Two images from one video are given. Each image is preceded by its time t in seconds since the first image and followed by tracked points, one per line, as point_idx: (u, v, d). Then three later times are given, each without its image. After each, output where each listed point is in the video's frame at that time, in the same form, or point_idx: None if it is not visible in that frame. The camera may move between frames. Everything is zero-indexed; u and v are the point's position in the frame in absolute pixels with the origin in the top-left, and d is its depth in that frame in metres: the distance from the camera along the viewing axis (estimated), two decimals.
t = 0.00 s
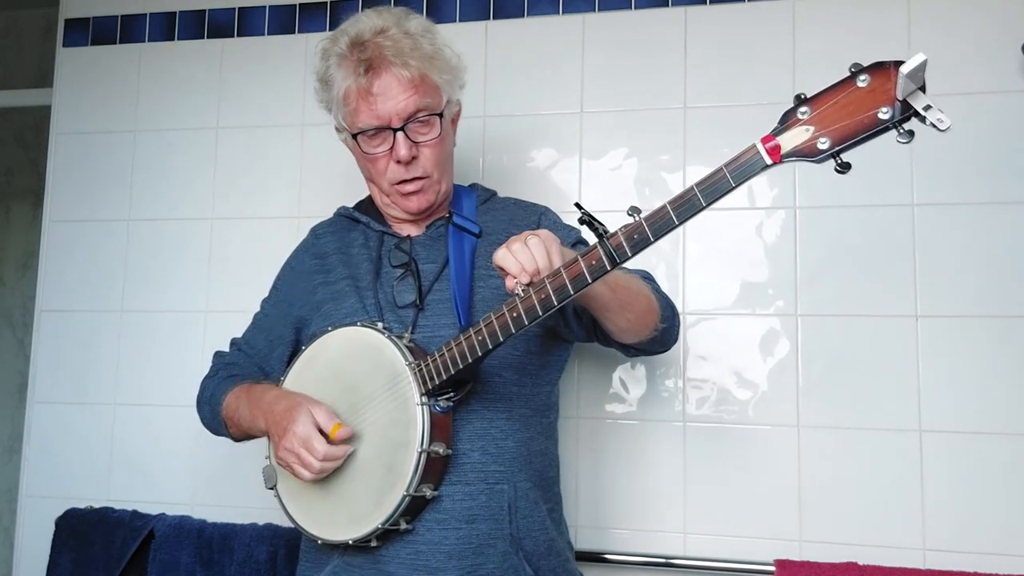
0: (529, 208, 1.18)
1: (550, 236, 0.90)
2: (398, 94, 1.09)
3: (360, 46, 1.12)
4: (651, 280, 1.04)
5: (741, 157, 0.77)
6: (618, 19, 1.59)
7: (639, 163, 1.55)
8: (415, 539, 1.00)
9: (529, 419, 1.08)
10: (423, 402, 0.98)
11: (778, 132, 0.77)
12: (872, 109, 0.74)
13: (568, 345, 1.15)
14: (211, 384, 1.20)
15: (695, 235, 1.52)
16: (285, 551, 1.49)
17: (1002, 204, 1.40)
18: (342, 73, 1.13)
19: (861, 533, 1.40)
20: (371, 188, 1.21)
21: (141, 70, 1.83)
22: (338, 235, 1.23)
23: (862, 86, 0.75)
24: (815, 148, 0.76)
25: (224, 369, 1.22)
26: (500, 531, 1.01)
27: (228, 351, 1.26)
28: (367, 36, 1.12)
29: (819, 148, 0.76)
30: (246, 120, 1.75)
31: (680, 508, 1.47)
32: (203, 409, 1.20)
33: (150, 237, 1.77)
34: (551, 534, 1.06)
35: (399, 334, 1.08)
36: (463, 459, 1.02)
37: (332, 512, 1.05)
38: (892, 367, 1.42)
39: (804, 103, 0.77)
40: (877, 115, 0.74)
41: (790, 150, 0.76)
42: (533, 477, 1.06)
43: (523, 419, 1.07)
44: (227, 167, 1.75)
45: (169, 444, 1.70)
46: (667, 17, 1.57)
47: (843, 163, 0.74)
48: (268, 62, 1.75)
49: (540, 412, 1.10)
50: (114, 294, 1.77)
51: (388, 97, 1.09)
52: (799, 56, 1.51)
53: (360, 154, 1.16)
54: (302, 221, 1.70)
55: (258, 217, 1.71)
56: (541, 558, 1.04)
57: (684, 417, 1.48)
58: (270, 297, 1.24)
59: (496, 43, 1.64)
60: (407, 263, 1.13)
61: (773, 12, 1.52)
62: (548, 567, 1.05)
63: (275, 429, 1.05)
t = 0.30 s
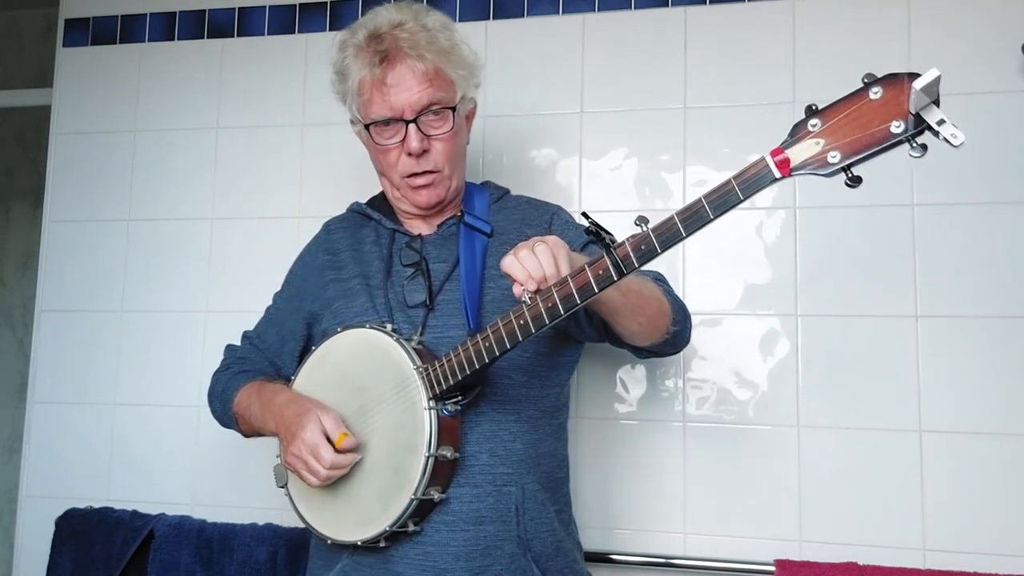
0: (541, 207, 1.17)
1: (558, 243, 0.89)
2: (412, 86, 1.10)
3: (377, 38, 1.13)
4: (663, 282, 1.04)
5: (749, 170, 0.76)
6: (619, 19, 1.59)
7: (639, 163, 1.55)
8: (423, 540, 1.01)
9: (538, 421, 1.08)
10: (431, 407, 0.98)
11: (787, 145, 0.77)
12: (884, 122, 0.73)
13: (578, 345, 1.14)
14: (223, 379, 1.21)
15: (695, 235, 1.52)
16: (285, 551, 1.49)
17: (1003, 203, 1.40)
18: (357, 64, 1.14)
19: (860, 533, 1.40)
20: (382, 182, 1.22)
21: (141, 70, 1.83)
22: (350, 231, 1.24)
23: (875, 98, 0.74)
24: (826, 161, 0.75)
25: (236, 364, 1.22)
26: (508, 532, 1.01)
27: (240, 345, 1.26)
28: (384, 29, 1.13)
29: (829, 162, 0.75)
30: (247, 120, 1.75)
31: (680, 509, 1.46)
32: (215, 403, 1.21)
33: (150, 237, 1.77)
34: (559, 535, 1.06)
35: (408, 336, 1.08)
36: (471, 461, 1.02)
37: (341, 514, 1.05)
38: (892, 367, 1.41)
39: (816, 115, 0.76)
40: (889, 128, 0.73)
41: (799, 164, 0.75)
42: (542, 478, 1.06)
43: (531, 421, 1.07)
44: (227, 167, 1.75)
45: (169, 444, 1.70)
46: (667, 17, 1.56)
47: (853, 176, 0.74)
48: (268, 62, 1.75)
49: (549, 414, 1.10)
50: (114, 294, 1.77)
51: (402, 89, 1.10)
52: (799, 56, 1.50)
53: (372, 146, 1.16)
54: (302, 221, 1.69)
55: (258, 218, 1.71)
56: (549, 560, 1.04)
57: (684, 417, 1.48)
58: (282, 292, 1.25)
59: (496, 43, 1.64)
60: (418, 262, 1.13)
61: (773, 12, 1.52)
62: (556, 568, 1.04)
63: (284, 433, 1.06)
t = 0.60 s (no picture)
0: (549, 208, 1.17)
1: (558, 239, 0.88)
2: (421, 80, 1.12)
3: (388, 33, 1.16)
4: (667, 282, 1.04)
5: (747, 166, 0.75)
6: (618, 19, 1.59)
7: (639, 162, 1.55)
8: (424, 539, 1.01)
9: (542, 420, 1.08)
10: (432, 404, 0.98)
11: (786, 139, 0.75)
12: (883, 117, 0.71)
13: (583, 346, 1.14)
14: (229, 376, 1.21)
15: (695, 235, 1.51)
16: (286, 551, 1.49)
17: (1003, 203, 1.40)
18: (369, 59, 1.17)
19: (860, 532, 1.40)
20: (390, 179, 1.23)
21: (141, 70, 1.82)
22: (358, 231, 1.24)
23: (874, 92, 0.71)
24: (823, 157, 0.73)
25: (243, 363, 1.22)
26: (510, 532, 1.01)
27: (247, 345, 1.26)
28: (396, 25, 1.16)
29: (828, 157, 0.73)
30: (246, 120, 1.75)
31: (681, 508, 1.46)
32: (220, 401, 1.20)
33: (150, 236, 1.77)
34: (563, 535, 1.06)
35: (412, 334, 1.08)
36: (473, 460, 1.02)
37: (343, 511, 1.05)
38: (892, 367, 1.41)
39: (813, 109, 0.74)
40: (888, 123, 0.71)
41: (796, 159, 0.73)
42: (545, 478, 1.06)
43: (535, 420, 1.07)
44: (227, 166, 1.75)
45: (169, 444, 1.70)
46: (666, 17, 1.56)
47: (852, 172, 0.72)
48: (269, 63, 1.75)
49: (553, 413, 1.10)
50: (114, 294, 1.77)
51: (411, 82, 1.12)
52: (799, 56, 1.50)
53: (380, 140, 1.18)
54: (302, 221, 1.69)
55: (258, 217, 1.71)
56: (552, 560, 1.03)
57: (684, 417, 1.48)
58: (289, 291, 1.26)
59: (496, 43, 1.64)
60: (424, 261, 1.13)
61: (773, 11, 1.52)
62: (559, 569, 1.04)
63: (286, 428, 1.06)
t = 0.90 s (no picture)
0: (548, 212, 1.17)
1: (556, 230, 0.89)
2: (422, 74, 1.14)
3: (391, 31, 1.18)
4: (665, 282, 1.05)
5: (738, 148, 0.75)
6: (618, 19, 1.59)
7: (639, 162, 1.55)
8: (421, 534, 1.01)
9: (541, 417, 1.08)
10: (429, 395, 0.98)
11: (777, 121, 0.75)
12: (872, 97, 0.72)
13: (582, 347, 1.15)
14: (228, 376, 1.21)
15: (695, 235, 1.51)
16: (285, 551, 1.48)
17: (1003, 203, 1.40)
18: (371, 56, 1.19)
19: (860, 532, 1.40)
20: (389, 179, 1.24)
21: (141, 70, 1.82)
22: (357, 235, 1.24)
23: (863, 73, 0.72)
24: (814, 137, 0.74)
25: (242, 363, 1.22)
26: (507, 528, 1.01)
27: (247, 346, 1.26)
28: (399, 24, 1.19)
29: (818, 137, 0.74)
30: (246, 120, 1.75)
31: (681, 508, 1.46)
32: (219, 401, 1.20)
33: (150, 236, 1.77)
34: (561, 533, 1.06)
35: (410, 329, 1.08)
36: (470, 455, 1.02)
37: (341, 504, 1.05)
38: (892, 368, 1.41)
39: (804, 92, 0.75)
40: (877, 102, 0.72)
41: (787, 139, 0.74)
42: (543, 475, 1.06)
43: (534, 417, 1.07)
44: (227, 167, 1.75)
45: (169, 443, 1.70)
46: (666, 17, 1.56)
47: (842, 151, 0.73)
48: (269, 63, 1.75)
49: (553, 410, 1.10)
50: (114, 294, 1.77)
51: (412, 77, 1.14)
52: (799, 56, 1.50)
53: (380, 136, 1.19)
54: (302, 221, 1.69)
55: (258, 217, 1.71)
56: (550, 558, 1.03)
57: (685, 417, 1.48)
58: (289, 294, 1.26)
59: (496, 43, 1.64)
60: (423, 260, 1.13)
61: (773, 11, 1.52)
62: (557, 568, 1.04)
63: (283, 418, 1.05)
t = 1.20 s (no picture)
0: (542, 212, 1.18)
1: (548, 227, 0.90)
2: (419, 71, 1.15)
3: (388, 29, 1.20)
4: (659, 282, 1.06)
5: (730, 142, 0.76)
6: (618, 19, 1.58)
7: (639, 162, 1.55)
8: (415, 531, 1.00)
9: (536, 416, 1.08)
10: (422, 392, 0.98)
11: (767, 115, 0.76)
12: (861, 91, 0.72)
13: (576, 346, 1.17)
14: (222, 375, 1.21)
15: (695, 235, 1.51)
16: (284, 551, 1.49)
17: (1003, 203, 1.40)
18: (368, 53, 1.20)
19: (860, 533, 1.40)
20: (385, 177, 1.24)
21: (141, 70, 1.82)
22: (351, 237, 1.24)
23: (852, 69, 0.73)
24: (804, 132, 0.75)
25: (235, 363, 1.22)
26: (501, 525, 1.01)
27: (241, 347, 1.26)
28: (396, 21, 1.20)
29: (808, 132, 0.75)
30: (246, 120, 1.75)
31: (680, 508, 1.46)
32: (212, 402, 1.21)
33: (150, 236, 1.77)
34: (555, 531, 1.06)
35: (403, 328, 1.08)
36: (463, 452, 1.02)
37: (332, 503, 1.04)
38: (892, 368, 1.41)
39: (794, 87, 0.76)
40: (866, 97, 0.72)
41: (777, 133, 0.75)
42: (537, 474, 1.06)
43: (528, 415, 1.07)
44: (226, 167, 1.75)
45: (169, 444, 1.70)
46: (666, 17, 1.56)
47: (832, 147, 0.74)
48: (269, 63, 1.75)
49: (547, 409, 1.11)
50: (113, 294, 1.77)
51: (409, 73, 1.15)
52: (799, 56, 1.50)
53: (376, 132, 1.20)
54: (302, 221, 1.69)
55: (258, 218, 1.71)
56: (544, 557, 1.03)
57: (684, 417, 1.48)
58: (283, 295, 1.27)
59: (496, 43, 1.64)
60: (417, 259, 1.13)
61: (773, 11, 1.52)
62: (551, 566, 1.04)
63: (277, 413, 1.06)
